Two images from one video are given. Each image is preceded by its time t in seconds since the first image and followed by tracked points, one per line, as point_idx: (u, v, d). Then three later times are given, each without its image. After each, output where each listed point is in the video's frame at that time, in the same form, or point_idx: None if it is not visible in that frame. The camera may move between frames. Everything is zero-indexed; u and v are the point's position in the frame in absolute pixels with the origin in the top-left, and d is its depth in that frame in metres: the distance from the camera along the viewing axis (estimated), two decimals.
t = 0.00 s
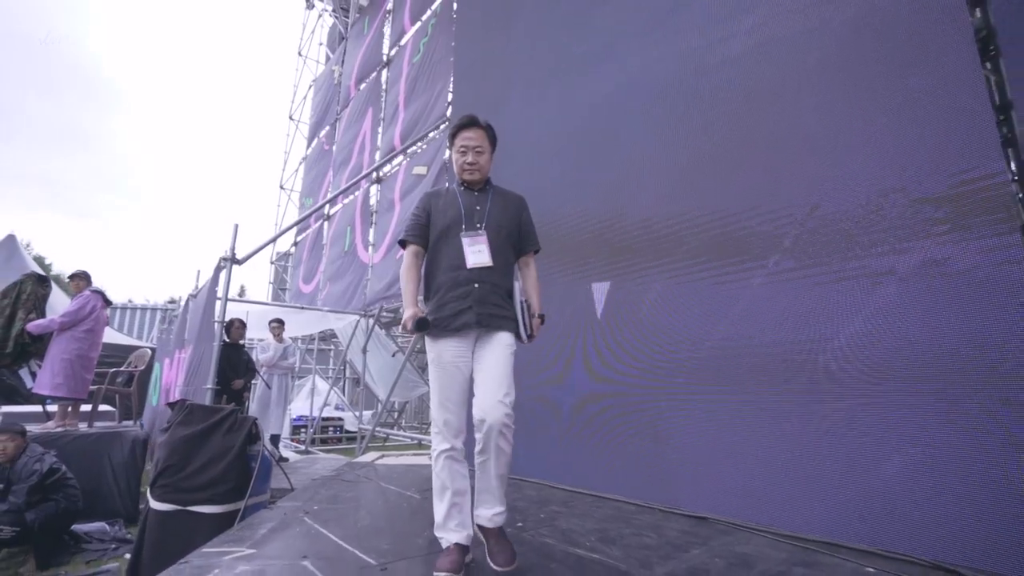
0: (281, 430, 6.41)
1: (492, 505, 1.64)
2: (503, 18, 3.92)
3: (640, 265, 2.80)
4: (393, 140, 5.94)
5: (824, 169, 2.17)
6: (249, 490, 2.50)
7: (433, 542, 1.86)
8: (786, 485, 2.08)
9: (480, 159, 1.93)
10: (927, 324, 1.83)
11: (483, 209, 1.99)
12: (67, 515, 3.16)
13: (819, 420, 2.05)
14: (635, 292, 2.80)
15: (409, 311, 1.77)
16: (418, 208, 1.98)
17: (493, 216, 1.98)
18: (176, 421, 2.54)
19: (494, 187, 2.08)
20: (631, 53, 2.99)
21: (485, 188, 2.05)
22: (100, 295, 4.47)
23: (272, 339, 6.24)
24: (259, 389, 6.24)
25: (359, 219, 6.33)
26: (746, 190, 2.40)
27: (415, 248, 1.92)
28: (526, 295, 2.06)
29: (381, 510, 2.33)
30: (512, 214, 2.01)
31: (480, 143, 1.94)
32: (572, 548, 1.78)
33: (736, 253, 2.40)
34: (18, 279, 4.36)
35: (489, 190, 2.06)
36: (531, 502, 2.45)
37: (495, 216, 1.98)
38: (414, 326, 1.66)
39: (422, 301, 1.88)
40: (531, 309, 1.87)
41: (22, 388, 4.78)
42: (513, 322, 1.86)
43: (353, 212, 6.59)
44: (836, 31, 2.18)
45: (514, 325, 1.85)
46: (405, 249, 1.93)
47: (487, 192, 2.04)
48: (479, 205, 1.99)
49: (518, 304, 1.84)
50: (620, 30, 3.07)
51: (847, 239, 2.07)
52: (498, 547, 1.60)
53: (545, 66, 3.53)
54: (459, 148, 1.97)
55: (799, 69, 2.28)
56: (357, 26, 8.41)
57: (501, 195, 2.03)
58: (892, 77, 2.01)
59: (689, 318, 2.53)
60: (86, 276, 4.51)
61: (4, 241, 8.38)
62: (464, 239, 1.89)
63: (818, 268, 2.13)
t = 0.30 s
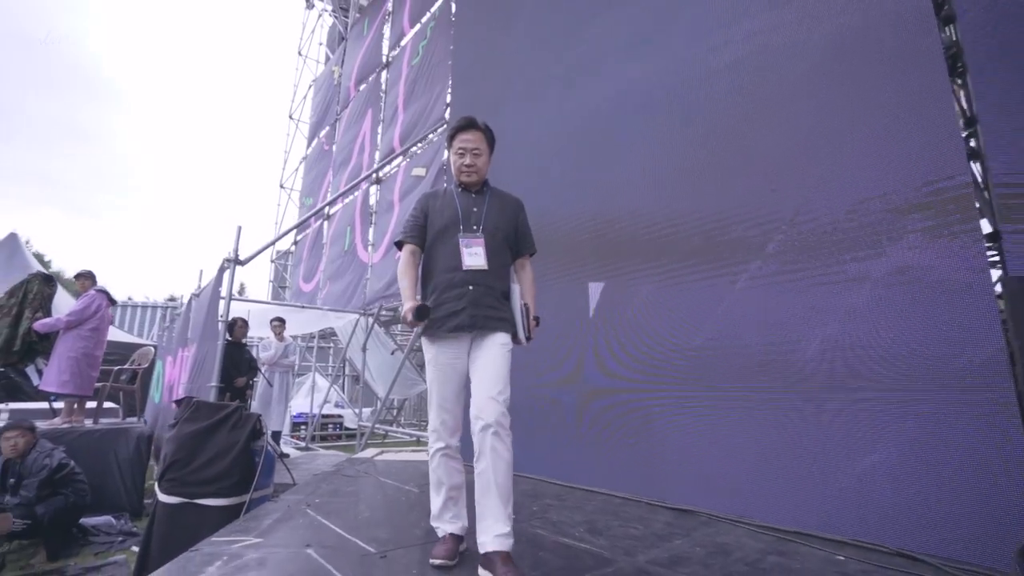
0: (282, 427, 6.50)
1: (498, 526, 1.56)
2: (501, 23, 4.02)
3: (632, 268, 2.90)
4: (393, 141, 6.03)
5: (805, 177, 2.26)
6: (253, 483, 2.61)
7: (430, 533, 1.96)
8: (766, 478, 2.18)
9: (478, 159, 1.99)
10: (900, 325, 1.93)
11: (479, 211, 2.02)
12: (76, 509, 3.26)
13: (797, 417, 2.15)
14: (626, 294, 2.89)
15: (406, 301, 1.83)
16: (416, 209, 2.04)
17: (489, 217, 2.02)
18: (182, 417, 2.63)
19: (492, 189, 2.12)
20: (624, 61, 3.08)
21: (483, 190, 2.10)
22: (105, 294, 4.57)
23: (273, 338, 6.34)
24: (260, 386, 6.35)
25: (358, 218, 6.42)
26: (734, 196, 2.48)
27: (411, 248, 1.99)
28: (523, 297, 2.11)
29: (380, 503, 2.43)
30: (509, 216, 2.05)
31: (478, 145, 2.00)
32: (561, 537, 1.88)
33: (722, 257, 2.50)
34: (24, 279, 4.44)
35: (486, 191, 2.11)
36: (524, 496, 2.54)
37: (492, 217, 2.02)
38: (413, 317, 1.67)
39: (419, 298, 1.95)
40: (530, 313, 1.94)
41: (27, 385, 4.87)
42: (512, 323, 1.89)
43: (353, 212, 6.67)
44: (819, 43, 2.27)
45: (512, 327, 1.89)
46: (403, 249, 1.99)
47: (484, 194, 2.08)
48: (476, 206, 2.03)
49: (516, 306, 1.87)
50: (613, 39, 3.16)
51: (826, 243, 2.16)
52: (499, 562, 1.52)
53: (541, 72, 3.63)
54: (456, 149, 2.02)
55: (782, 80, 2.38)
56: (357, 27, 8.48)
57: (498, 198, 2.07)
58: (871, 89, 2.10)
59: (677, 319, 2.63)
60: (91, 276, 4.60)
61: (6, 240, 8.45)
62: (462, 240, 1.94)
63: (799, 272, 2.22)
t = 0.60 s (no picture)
0: (284, 427, 6.59)
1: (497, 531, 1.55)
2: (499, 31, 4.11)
3: (624, 272, 2.99)
4: (393, 144, 6.10)
5: (791, 184, 2.35)
6: (258, 480, 2.70)
7: (428, 526, 2.05)
8: (751, 475, 2.27)
9: (479, 164, 2.04)
10: (877, 327, 2.03)
11: (479, 216, 2.05)
12: (85, 506, 3.34)
13: (780, 416, 2.24)
14: (620, 298, 2.97)
15: (407, 304, 1.86)
16: (415, 213, 2.06)
17: (489, 222, 2.05)
18: (191, 416, 2.72)
19: (491, 194, 2.15)
20: (619, 69, 3.17)
21: (482, 195, 2.13)
22: (111, 296, 4.65)
23: (275, 338, 6.46)
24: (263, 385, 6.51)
25: (359, 220, 6.49)
26: (721, 203, 2.58)
27: (410, 253, 2.01)
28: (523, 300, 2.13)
29: (380, 499, 2.52)
30: (508, 221, 2.09)
31: (479, 150, 2.04)
32: (554, 530, 1.97)
33: (710, 261, 2.59)
34: (32, 281, 4.53)
35: (485, 197, 2.14)
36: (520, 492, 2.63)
37: (491, 222, 2.05)
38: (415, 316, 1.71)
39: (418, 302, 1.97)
40: (530, 317, 1.95)
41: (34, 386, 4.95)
42: (512, 330, 1.91)
43: (353, 214, 6.76)
44: (802, 58, 2.38)
45: (512, 334, 1.91)
46: (402, 253, 2.01)
47: (484, 199, 2.11)
48: (475, 211, 2.05)
49: (516, 309, 1.90)
50: (607, 48, 3.26)
51: (810, 248, 2.25)
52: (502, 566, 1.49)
53: (538, 79, 3.71)
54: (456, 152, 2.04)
55: (767, 93, 2.49)
56: (357, 31, 8.57)
57: (498, 203, 2.10)
58: (854, 101, 2.20)
59: (667, 323, 2.71)
60: (96, 278, 4.68)
61: (9, 241, 8.52)
62: (461, 245, 1.97)
63: (782, 277, 2.32)
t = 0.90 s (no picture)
0: (286, 426, 6.68)
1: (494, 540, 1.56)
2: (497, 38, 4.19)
3: (618, 275, 3.08)
4: (393, 147, 6.18)
5: (778, 192, 2.44)
6: (263, 477, 2.79)
7: (428, 520, 2.14)
8: (739, 470, 2.35)
9: (481, 166, 2.07)
10: (856, 330, 2.13)
11: (480, 219, 2.09)
12: (93, 503, 3.43)
13: (765, 415, 2.33)
14: (614, 301, 3.07)
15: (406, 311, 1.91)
16: (416, 215, 2.10)
17: (490, 225, 2.08)
18: (197, 416, 2.81)
19: (492, 198, 2.18)
20: (613, 78, 3.25)
21: (483, 198, 2.17)
22: (116, 297, 4.74)
23: (278, 339, 6.57)
24: (267, 385, 6.65)
25: (359, 222, 6.57)
26: (711, 209, 2.67)
27: (411, 257, 2.06)
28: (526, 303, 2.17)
29: (381, 495, 2.62)
30: (508, 224, 2.12)
31: (480, 152, 2.07)
32: (548, 524, 2.06)
33: (700, 266, 2.68)
34: (39, 283, 4.61)
35: (487, 200, 2.17)
36: (516, 489, 2.72)
37: (492, 225, 2.09)
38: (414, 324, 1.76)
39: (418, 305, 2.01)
40: (530, 322, 1.99)
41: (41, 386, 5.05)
42: (513, 332, 1.96)
43: (354, 216, 6.85)
44: (787, 72, 2.47)
45: (513, 337, 1.95)
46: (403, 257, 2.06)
47: (485, 202, 2.15)
48: (476, 214, 2.09)
49: (517, 313, 1.94)
50: (601, 57, 3.34)
51: (795, 254, 2.34)
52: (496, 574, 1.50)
53: (535, 86, 3.80)
54: (458, 156, 2.08)
55: (754, 104, 2.58)
56: (357, 33, 8.64)
57: (498, 206, 2.13)
58: (835, 113, 2.30)
59: (660, 325, 2.81)
60: (102, 280, 4.76)
61: (11, 242, 8.55)
62: (462, 248, 2.01)
63: (768, 281, 2.41)
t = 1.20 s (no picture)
0: (287, 425, 6.78)
1: (489, 540, 1.56)
2: (495, 46, 4.28)
3: (610, 279, 3.16)
4: (394, 151, 6.27)
5: (764, 201, 2.54)
6: (267, 475, 2.88)
7: (427, 515, 2.24)
8: (723, 467, 2.45)
9: (483, 163, 2.05)
10: (836, 336, 2.22)
11: (482, 217, 2.07)
12: (101, 499, 3.53)
13: (751, 416, 2.42)
14: (605, 303, 3.15)
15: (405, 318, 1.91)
16: (419, 213, 2.10)
17: (492, 222, 2.06)
18: (204, 415, 2.90)
19: (495, 196, 2.16)
20: (608, 87, 3.34)
21: (486, 197, 2.14)
22: (122, 298, 4.83)
23: (280, 339, 6.67)
24: (268, 385, 6.73)
25: (360, 225, 6.67)
26: (700, 217, 2.77)
27: (413, 255, 2.05)
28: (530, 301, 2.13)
29: (382, 492, 2.71)
30: (511, 222, 2.09)
31: (484, 150, 2.07)
32: (541, 520, 2.15)
33: (689, 271, 2.78)
34: (47, 284, 4.69)
35: (490, 197, 2.15)
36: (512, 486, 2.81)
37: (494, 223, 2.06)
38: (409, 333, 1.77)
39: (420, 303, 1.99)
40: (534, 319, 1.93)
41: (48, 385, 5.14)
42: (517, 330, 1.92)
43: (355, 218, 6.93)
44: (774, 85, 2.57)
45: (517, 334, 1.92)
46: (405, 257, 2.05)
47: (487, 200, 2.12)
48: (478, 211, 2.07)
49: (521, 311, 1.90)
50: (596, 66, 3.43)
51: (780, 261, 2.44)
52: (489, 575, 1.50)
53: (532, 93, 3.88)
54: (461, 152, 2.08)
55: (741, 116, 2.68)
56: (359, 37, 8.73)
57: (501, 204, 2.10)
58: (818, 127, 2.40)
59: (649, 327, 2.90)
60: (108, 281, 4.85)
61: (15, 242, 8.63)
62: (466, 245, 1.99)
63: (755, 287, 2.51)
